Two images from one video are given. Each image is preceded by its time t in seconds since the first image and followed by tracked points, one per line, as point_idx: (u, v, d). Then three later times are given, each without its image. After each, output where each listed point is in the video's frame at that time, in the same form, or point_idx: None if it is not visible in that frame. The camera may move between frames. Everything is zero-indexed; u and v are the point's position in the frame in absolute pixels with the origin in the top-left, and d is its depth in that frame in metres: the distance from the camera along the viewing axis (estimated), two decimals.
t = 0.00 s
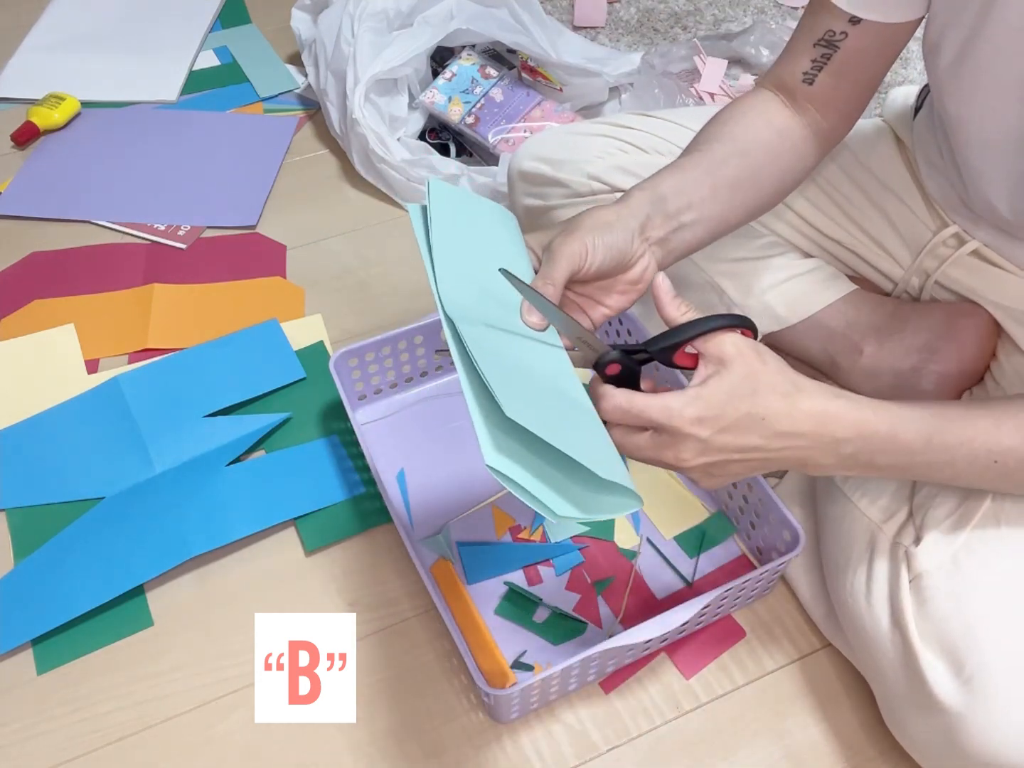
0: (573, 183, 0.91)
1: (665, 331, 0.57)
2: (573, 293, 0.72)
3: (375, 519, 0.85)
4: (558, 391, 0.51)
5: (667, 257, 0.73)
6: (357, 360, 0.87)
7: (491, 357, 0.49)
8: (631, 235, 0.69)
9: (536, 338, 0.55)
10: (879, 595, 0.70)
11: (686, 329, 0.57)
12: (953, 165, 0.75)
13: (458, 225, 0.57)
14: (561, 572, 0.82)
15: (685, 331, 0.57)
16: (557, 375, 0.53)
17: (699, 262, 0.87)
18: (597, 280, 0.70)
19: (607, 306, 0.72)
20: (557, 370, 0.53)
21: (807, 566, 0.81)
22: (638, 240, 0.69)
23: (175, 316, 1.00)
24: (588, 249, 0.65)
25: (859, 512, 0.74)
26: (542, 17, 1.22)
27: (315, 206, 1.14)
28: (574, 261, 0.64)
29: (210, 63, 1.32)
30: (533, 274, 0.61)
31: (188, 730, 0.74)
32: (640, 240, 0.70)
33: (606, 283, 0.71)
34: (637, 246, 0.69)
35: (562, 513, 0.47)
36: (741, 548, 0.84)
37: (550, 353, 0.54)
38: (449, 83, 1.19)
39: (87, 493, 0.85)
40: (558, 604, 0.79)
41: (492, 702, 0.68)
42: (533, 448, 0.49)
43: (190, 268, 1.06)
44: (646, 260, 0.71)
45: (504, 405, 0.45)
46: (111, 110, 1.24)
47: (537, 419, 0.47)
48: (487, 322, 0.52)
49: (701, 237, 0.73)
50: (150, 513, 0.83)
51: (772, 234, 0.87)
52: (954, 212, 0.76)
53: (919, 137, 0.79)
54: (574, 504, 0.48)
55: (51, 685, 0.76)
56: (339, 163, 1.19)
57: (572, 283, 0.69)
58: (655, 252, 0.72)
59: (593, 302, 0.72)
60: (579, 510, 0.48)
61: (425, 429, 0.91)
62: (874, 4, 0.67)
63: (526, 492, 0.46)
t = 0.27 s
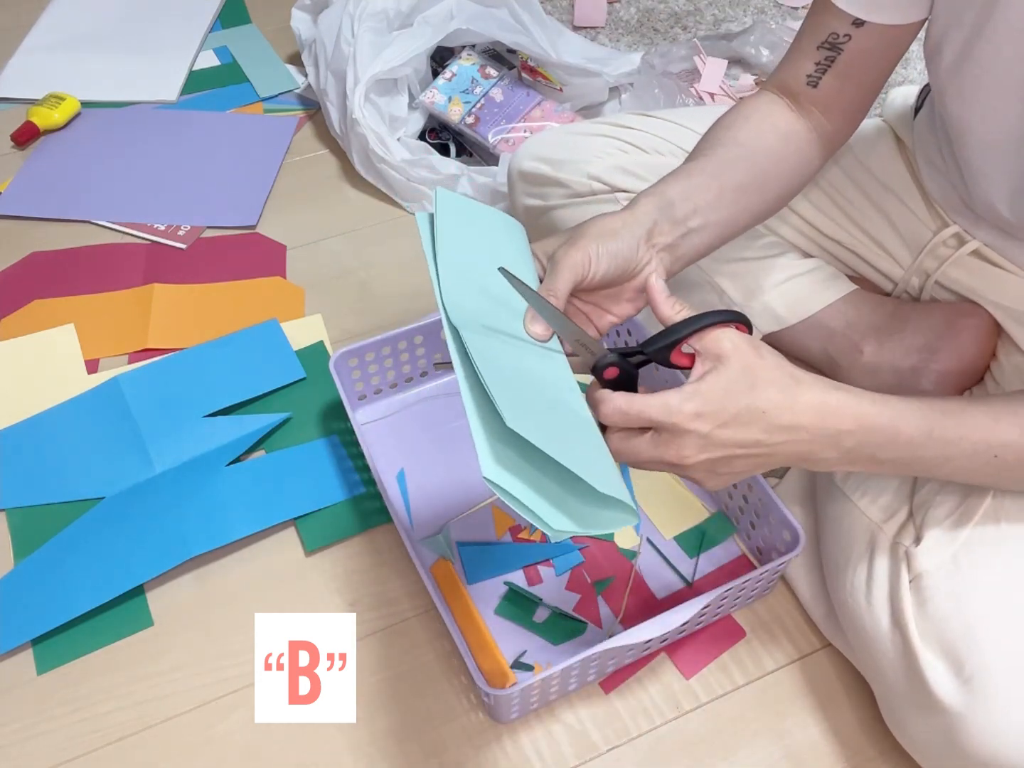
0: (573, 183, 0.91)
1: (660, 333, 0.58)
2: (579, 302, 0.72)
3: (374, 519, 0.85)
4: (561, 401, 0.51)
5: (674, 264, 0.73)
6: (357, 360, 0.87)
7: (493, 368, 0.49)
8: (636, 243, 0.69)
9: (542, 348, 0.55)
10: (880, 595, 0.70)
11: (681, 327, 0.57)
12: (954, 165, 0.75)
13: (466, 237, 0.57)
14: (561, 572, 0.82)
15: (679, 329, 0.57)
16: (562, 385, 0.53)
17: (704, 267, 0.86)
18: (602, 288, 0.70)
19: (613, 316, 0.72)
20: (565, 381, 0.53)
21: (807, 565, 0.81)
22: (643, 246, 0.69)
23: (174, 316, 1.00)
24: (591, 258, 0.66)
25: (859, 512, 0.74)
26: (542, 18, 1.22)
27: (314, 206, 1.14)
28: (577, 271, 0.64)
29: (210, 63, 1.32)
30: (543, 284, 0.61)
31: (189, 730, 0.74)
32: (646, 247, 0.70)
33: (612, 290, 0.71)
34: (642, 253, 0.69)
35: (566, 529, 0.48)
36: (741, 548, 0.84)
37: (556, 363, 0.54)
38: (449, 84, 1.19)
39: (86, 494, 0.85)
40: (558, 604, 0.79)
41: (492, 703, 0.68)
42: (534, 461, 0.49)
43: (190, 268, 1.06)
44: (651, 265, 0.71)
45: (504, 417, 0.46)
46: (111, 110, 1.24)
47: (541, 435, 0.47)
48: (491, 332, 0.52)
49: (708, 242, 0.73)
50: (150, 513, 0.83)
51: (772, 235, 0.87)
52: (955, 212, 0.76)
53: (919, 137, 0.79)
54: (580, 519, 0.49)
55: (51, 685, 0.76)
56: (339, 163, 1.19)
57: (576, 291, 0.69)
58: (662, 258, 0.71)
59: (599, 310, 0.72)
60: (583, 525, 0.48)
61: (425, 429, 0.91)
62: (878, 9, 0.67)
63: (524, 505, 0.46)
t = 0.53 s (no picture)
0: (573, 183, 0.91)
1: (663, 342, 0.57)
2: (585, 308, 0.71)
3: (374, 519, 0.85)
4: (570, 414, 0.51)
5: (679, 268, 0.73)
6: (358, 360, 0.87)
7: (503, 381, 0.48)
8: (641, 246, 0.69)
9: (548, 360, 0.54)
10: (880, 595, 0.70)
11: (684, 337, 0.56)
12: (955, 164, 0.75)
13: (469, 249, 0.57)
14: (561, 572, 0.82)
15: (681, 339, 0.56)
16: (570, 396, 0.52)
17: (708, 269, 0.85)
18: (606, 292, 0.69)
19: (619, 320, 0.71)
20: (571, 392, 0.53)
21: (807, 565, 0.81)
22: (648, 249, 0.69)
23: (174, 316, 1.00)
24: (597, 263, 0.65)
25: (859, 512, 0.74)
26: (542, 18, 1.22)
27: (314, 206, 1.14)
28: (584, 276, 0.64)
29: (210, 63, 1.32)
30: (545, 294, 0.61)
31: (188, 730, 0.74)
32: (651, 250, 0.70)
33: (617, 295, 0.70)
34: (647, 258, 0.69)
35: (581, 542, 0.47)
36: (741, 548, 0.84)
37: (562, 374, 0.54)
38: (449, 83, 1.19)
39: (86, 494, 0.85)
40: (558, 604, 0.79)
41: (492, 702, 0.68)
42: (545, 475, 0.49)
43: (190, 268, 1.06)
44: (656, 269, 0.70)
45: (518, 431, 0.45)
46: (111, 110, 1.24)
47: (553, 447, 0.46)
48: (499, 345, 0.51)
49: (711, 245, 0.73)
50: (150, 513, 0.83)
51: (773, 235, 0.87)
52: (955, 212, 0.76)
53: (920, 137, 0.79)
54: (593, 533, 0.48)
55: (51, 685, 0.76)
56: (339, 163, 1.19)
57: (582, 296, 0.68)
58: (667, 262, 0.71)
59: (604, 315, 0.71)
60: (598, 538, 0.48)
61: (425, 429, 0.91)
62: (880, 8, 0.67)
63: (538, 520, 0.46)
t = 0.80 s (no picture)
0: (573, 184, 0.91)
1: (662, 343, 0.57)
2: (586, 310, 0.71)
3: (374, 519, 0.85)
4: (568, 420, 0.51)
5: (679, 270, 0.73)
6: (358, 360, 0.87)
7: (502, 388, 0.49)
8: (643, 250, 0.68)
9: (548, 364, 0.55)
10: (880, 595, 0.70)
11: (683, 338, 0.56)
12: (954, 165, 0.75)
13: (469, 255, 0.57)
14: (561, 572, 0.82)
15: (681, 339, 0.56)
16: (568, 402, 0.52)
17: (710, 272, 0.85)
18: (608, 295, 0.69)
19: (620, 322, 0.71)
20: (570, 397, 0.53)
21: (807, 565, 0.81)
22: (650, 253, 0.69)
23: (175, 316, 1.00)
24: (599, 267, 0.65)
25: (859, 512, 0.74)
26: (542, 18, 1.22)
27: (314, 206, 1.14)
28: (585, 279, 0.64)
29: (210, 63, 1.32)
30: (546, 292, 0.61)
31: (188, 730, 0.74)
32: (652, 254, 0.70)
33: (619, 297, 0.70)
34: (648, 261, 0.69)
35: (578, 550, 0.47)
36: (741, 548, 0.84)
37: (562, 380, 0.54)
38: (449, 83, 1.19)
39: (87, 494, 0.85)
40: (558, 604, 0.79)
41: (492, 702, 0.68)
42: (545, 482, 0.49)
43: (190, 268, 1.06)
44: (658, 273, 0.70)
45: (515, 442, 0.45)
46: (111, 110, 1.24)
47: (550, 456, 0.46)
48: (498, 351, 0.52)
49: (713, 246, 0.73)
50: (150, 513, 0.83)
51: (773, 235, 0.87)
52: (955, 213, 0.76)
53: (919, 138, 0.79)
54: (590, 540, 0.48)
55: (51, 685, 0.76)
56: (339, 163, 1.19)
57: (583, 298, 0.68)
58: (668, 266, 0.71)
59: (604, 318, 0.71)
60: (595, 544, 0.48)
61: (425, 429, 0.91)
62: (881, 10, 0.67)
63: (538, 528, 0.46)
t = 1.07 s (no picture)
0: (573, 183, 0.91)
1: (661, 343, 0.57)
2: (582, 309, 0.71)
3: (374, 519, 0.85)
4: (564, 426, 0.51)
5: (672, 270, 0.73)
6: (358, 360, 0.87)
7: (498, 393, 0.49)
8: (637, 250, 0.68)
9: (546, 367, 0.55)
10: (880, 595, 0.70)
11: (682, 338, 0.56)
12: (953, 165, 0.75)
13: (469, 256, 0.57)
14: (561, 572, 0.82)
15: (679, 339, 0.56)
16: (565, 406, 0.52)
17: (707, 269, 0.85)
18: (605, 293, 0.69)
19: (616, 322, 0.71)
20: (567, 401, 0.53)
21: (808, 566, 0.81)
22: (644, 253, 0.69)
23: (175, 316, 1.00)
24: (595, 266, 0.65)
25: (859, 512, 0.74)
26: (542, 18, 1.22)
27: (314, 206, 1.14)
28: (581, 278, 0.63)
29: (210, 63, 1.32)
30: (543, 289, 0.61)
31: (188, 730, 0.74)
32: (646, 254, 0.69)
33: (613, 295, 0.70)
34: (643, 261, 0.69)
35: (570, 556, 0.48)
36: (741, 548, 0.84)
37: (560, 383, 0.54)
38: (449, 83, 1.19)
39: (86, 494, 0.85)
40: (558, 604, 0.79)
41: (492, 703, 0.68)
42: (539, 488, 0.49)
43: (190, 268, 1.06)
44: (653, 272, 0.71)
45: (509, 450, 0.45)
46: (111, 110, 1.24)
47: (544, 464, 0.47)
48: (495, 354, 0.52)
49: (706, 246, 0.73)
50: (150, 513, 0.83)
51: (773, 235, 0.87)
52: (954, 213, 0.76)
53: (919, 138, 0.79)
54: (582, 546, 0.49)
55: (51, 685, 0.76)
56: (339, 163, 1.19)
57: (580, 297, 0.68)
58: (662, 266, 0.71)
59: (600, 316, 0.71)
60: (587, 551, 0.49)
61: (426, 429, 0.91)
62: (877, 9, 0.67)
63: (531, 535, 0.46)
